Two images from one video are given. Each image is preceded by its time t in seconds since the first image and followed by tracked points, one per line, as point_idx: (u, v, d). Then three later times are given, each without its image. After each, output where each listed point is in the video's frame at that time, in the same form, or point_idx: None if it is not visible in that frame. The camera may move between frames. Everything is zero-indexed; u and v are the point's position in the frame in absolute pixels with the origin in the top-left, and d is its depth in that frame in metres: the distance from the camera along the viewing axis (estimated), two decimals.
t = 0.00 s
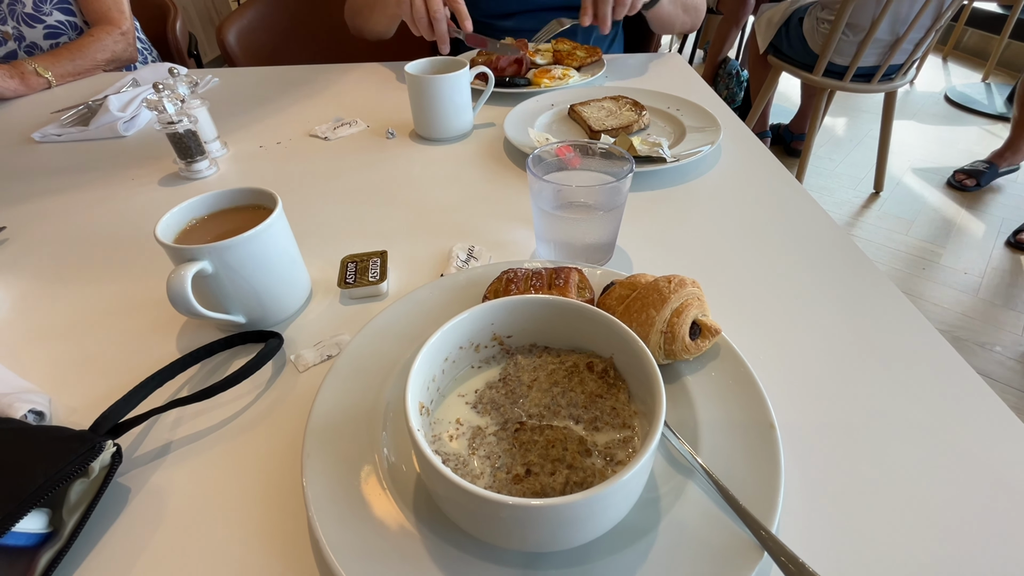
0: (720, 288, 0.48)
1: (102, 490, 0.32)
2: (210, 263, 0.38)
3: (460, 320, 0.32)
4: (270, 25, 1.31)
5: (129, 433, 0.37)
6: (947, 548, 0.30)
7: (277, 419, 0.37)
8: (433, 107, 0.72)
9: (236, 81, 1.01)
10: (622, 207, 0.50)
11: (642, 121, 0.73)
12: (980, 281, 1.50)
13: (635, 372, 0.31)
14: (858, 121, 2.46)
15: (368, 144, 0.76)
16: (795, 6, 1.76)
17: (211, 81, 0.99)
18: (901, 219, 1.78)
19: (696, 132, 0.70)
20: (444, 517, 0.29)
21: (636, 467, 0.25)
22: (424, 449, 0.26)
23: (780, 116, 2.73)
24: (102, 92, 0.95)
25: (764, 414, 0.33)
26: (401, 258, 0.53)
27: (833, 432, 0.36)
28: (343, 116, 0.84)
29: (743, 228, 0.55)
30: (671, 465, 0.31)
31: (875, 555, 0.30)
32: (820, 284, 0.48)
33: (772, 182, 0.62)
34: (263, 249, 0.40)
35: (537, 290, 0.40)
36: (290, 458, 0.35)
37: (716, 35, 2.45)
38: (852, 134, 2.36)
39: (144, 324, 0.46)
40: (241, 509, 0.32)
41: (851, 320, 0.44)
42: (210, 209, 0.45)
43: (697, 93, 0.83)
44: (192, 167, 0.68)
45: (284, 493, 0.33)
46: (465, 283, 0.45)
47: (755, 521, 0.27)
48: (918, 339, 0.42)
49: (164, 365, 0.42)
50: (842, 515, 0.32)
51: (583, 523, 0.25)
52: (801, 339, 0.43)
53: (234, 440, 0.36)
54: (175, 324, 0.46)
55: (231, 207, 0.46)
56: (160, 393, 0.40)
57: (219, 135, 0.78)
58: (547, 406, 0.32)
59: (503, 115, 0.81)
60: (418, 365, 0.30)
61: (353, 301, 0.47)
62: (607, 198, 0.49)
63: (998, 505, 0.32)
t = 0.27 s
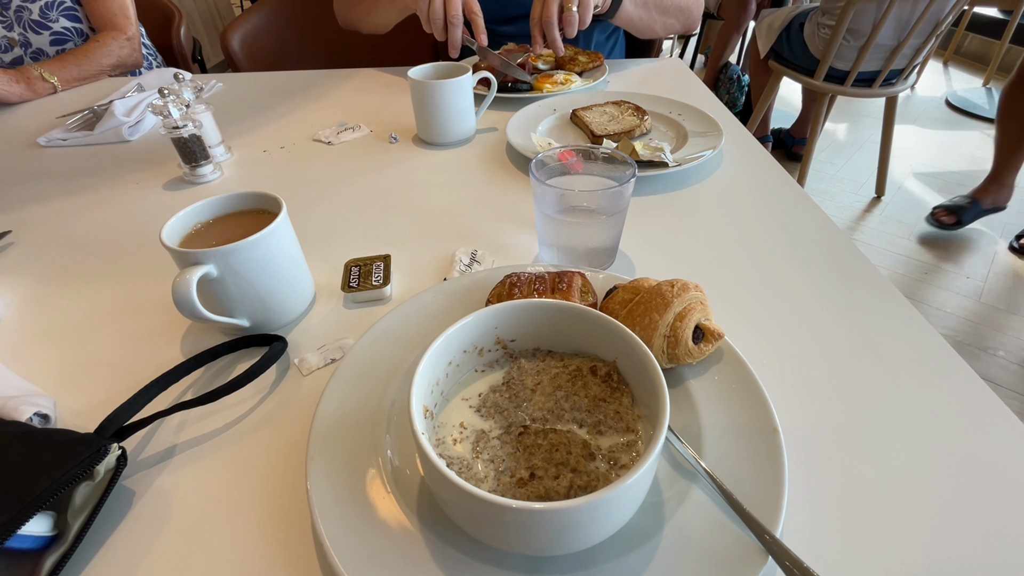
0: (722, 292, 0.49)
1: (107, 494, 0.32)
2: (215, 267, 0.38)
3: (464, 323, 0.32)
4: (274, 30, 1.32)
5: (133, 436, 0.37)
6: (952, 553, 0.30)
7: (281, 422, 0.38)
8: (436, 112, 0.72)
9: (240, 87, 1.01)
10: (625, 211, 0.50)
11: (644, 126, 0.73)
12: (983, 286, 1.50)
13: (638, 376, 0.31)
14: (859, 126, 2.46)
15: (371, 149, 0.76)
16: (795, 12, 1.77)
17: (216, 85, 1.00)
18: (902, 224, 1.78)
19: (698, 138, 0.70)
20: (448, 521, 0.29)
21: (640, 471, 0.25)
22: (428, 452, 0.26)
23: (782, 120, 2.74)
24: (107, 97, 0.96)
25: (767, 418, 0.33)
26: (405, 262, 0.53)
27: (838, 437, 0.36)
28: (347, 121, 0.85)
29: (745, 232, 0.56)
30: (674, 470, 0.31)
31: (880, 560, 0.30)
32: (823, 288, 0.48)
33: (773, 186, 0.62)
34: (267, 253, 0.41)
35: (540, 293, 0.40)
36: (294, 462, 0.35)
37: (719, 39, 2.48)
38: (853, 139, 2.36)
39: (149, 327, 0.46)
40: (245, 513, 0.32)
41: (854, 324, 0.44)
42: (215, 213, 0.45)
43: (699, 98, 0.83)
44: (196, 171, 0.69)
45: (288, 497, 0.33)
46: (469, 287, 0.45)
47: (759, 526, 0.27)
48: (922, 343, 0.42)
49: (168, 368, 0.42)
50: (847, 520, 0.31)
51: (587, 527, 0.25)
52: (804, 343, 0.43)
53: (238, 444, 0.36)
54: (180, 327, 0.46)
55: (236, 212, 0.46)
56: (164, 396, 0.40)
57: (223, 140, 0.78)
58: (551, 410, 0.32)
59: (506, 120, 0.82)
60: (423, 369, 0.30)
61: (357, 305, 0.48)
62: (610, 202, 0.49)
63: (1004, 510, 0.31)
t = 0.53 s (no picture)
0: (728, 298, 0.48)
1: (111, 499, 0.32)
2: (221, 271, 0.38)
3: (471, 328, 0.32)
4: (279, 37, 1.33)
5: (137, 441, 0.37)
6: (967, 561, 0.29)
7: (286, 427, 0.37)
8: (440, 118, 0.72)
9: (244, 93, 1.02)
10: (630, 216, 0.50)
11: (648, 132, 0.73)
12: (986, 293, 1.50)
13: (647, 381, 0.31)
14: (860, 133, 2.47)
15: (375, 154, 0.76)
16: (795, 20, 1.78)
17: (220, 92, 1.00)
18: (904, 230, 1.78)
19: (702, 144, 0.70)
20: (456, 528, 0.29)
21: (651, 477, 0.24)
22: (437, 457, 0.25)
23: (782, 127, 2.75)
24: (112, 103, 0.96)
25: (776, 424, 0.33)
26: (410, 267, 0.53)
27: (849, 442, 0.36)
28: (350, 127, 0.85)
29: (750, 238, 0.56)
30: (684, 477, 0.31)
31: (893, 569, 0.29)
32: (829, 293, 0.48)
33: (777, 192, 0.62)
34: (273, 258, 0.41)
35: (546, 298, 0.40)
36: (300, 467, 0.35)
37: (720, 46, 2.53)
38: (854, 146, 2.37)
39: (153, 332, 0.46)
40: (250, 518, 0.32)
41: (861, 329, 0.44)
42: (221, 218, 0.45)
43: (702, 104, 0.84)
44: (200, 176, 0.69)
45: (294, 503, 0.32)
46: (474, 292, 0.45)
47: (770, 533, 0.27)
48: (930, 348, 0.42)
49: (173, 373, 0.42)
50: (859, 527, 0.31)
51: (598, 534, 0.25)
52: (811, 349, 0.43)
53: (243, 449, 0.36)
54: (184, 332, 0.46)
55: (242, 217, 0.46)
56: (168, 401, 0.40)
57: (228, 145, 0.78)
58: (559, 416, 0.32)
59: (509, 126, 0.82)
60: (431, 374, 0.30)
61: (362, 310, 0.48)
62: (615, 208, 0.49)
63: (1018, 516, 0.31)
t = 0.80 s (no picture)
0: (731, 308, 0.48)
1: (110, 510, 0.32)
2: (224, 280, 0.38)
3: (474, 337, 0.32)
4: (282, 49, 1.35)
5: (138, 451, 0.37)
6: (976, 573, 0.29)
7: (287, 437, 0.37)
8: (442, 129, 0.73)
9: (247, 103, 1.02)
10: (632, 226, 0.50)
11: (648, 142, 0.74)
12: (986, 303, 1.50)
13: (651, 391, 0.31)
14: (858, 144, 2.49)
15: (377, 164, 0.77)
16: (793, 33, 1.80)
17: (223, 102, 1.01)
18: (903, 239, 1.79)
19: (702, 154, 0.71)
20: (459, 539, 0.29)
21: (657, 488, 0.24)
22: (440, 467, 0.25)
23: (781, 138, 2.77)
24: (116, 113, 0.97)
25: (781, 434, 0.32)
26: (411, 276, 0.53)
27: (853, 451, 0.35)
28: (353, 137, 0.86)
29: (752, 247, 0.56)
30: (688, 488, 0.31)
31: None
32: (832, 302, 0.48)
33: (778, 202, 0.63)
34: (276, 266, 0.41)
35: (549, 307, 0.40)
36: (301, 477, 0.34)
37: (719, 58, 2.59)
38: (852, 156, 2.39)
39: (154, 341, 0.46)
40: (251, 529, 0.31)
41: (865, 338, 0.44)
42: (224, 227, 0.45)
43: (702, 115, 0.84)
44: (203, 185, 0.69)
45: (295, 514, 0.32)
46: (477, 301, 0.45)
47: (777, 545, 0.27)
48: (933, 358, 0.42)
49: (174, 382, 0.42)
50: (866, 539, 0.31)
51: (603, 547, 0.24)
52: (815, 358, 0.43)
53: (243, 459, 0.36)
54: (186, 341, 0.46)
55: (245, 226, 0.46)
56: (169, 410, 0.39)
57: (230, 155, 0.79)
58: (562, 425, 0.32)
59: (511, 137, 0.82)
60: (434, 383, 0.30)
61: (364, 319, 0.47)
62: (617, 217, 0.49)
63: None
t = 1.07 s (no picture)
0: (727, 328, 0.48)
1: (103, 533, 0.31)
2: (223, 300, 0.39)
3: (471, 360, 0.32)
4: (285, 67, 1.37)
5: (132, 473, 0.36)
6: None
7: (283, 458, 0.37)
8: (442, 149, 0.74)
9: (249, 122, 1.04)
10: (629, 246, 0.51)
11: (645, 162, 0.75)
12: (982, 321, 1.51)
13: (648, 414, 0.31)
14: (853, 162, 2.52)
15: (376, 183, 0.77)
16: (787, 54, 1.84)
17: (226, 120, 1.02)
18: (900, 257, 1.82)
19: (699, 175, 0.72)
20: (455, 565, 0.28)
21: (653, 515, 0.24)
22: (436, 492, 0.25)
23: (777, 156, 2.80)
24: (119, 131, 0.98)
25: (778, 457, 0.32)
26: (410, 296, 0.53)
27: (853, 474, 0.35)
28: (353, 156, 0.86)
29: (748, 268, 0.56)
30: (687, 513, 0.31)
31: None
32: (829, 323, 0.48)
33: (774, 222, 0.63)
34: (275, 287, 0.41)
35: (547, 328, 0.40)
36: (297, 500, 0.34)
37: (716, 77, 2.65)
38: (848, 175, 2.41)
39: (152, 360, 0.46)
40: (244, 554, 0.31)
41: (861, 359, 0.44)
42: (223, 247, 0.46)
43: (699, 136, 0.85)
44: (204, 204, 0.70)
45: (289, 537, 0.32)
46: (475, 320, 0.45)
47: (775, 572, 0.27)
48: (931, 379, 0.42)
49: (170, 403, 0.41)
50: (865, 565, 0.30)
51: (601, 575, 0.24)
52: (812, 379, 0.42)
53: (238, 481, 0.35)
54: (183, 361, 0.46)
55: (245, 245, 0.46)
56: (165, 431, 0.39)
57: (232, 173, 0.79)
58: (559, 448, 0.32)
59: (509, 156, 0.83)
60: (430, 406, 0.30)
61: (362, 338, 0.48)
62: (614, 238, 0.49)
63: None
